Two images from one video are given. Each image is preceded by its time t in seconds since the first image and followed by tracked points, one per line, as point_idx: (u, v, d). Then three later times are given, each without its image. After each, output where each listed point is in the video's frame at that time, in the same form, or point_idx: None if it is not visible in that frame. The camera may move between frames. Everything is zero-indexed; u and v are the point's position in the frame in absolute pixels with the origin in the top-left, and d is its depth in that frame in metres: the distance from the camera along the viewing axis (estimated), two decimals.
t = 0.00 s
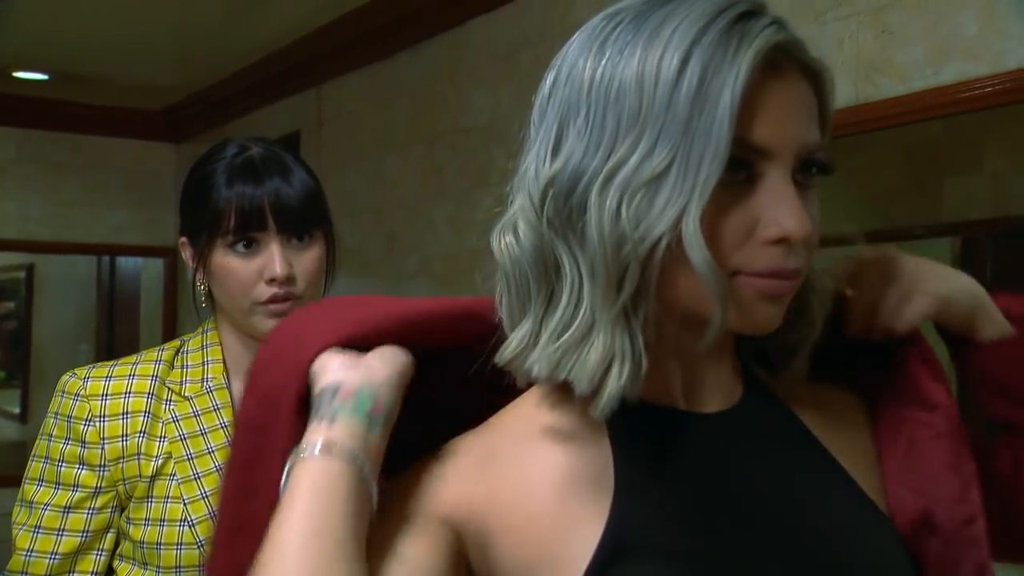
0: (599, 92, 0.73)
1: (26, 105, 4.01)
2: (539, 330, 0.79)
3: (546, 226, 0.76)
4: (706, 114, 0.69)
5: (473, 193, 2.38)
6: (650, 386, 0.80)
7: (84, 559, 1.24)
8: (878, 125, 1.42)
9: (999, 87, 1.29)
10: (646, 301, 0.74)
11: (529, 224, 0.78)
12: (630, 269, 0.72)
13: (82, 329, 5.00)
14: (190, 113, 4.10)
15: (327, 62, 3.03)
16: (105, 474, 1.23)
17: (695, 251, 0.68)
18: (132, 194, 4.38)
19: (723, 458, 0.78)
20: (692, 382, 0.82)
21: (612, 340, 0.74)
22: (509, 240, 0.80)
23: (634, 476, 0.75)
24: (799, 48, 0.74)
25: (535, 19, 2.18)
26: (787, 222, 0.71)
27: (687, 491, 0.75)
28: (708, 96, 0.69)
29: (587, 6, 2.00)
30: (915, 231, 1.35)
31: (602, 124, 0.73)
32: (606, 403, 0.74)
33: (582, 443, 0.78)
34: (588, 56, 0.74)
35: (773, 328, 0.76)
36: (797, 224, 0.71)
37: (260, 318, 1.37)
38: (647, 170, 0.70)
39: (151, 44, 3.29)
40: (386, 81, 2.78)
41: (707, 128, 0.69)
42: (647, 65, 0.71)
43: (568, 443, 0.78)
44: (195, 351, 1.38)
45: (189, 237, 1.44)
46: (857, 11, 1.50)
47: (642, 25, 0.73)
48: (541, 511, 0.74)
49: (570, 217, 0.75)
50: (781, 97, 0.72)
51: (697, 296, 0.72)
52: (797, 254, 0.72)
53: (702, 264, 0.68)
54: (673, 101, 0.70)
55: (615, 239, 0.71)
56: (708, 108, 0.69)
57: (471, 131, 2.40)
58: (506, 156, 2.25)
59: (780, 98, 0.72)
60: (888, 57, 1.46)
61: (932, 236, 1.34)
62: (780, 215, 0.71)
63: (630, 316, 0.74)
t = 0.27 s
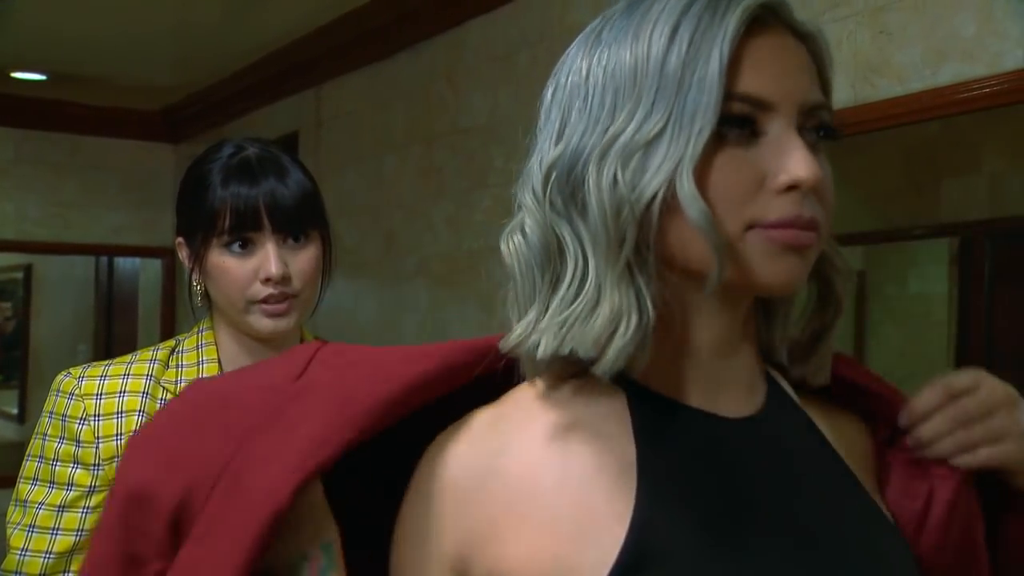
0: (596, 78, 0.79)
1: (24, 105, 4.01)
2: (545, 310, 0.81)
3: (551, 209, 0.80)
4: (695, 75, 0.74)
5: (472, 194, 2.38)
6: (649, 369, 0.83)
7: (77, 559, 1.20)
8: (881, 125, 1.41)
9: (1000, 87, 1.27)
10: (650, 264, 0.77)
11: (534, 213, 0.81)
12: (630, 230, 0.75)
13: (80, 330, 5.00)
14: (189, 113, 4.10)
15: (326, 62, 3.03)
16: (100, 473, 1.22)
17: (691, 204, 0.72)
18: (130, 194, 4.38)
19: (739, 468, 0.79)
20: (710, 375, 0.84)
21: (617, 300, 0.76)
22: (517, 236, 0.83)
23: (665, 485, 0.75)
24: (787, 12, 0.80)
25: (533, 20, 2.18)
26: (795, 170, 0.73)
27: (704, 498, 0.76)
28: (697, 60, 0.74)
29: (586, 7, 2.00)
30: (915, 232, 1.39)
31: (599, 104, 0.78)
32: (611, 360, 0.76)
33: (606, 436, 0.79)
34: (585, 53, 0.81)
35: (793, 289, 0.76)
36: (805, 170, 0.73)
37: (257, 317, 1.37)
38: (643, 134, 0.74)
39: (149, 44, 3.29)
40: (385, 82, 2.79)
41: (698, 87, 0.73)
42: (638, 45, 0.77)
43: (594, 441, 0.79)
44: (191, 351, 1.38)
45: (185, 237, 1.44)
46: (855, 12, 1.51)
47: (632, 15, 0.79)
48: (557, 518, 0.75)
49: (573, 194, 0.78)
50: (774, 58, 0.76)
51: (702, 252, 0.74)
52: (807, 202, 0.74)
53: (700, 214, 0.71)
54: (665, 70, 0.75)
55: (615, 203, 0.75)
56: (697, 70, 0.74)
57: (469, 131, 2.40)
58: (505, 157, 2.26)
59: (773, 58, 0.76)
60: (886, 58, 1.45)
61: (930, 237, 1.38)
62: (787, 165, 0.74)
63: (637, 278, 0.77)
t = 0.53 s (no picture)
0: (605, 81, 0.79)
1: (23, 105, 4.00)
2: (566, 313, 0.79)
3: (569, 212, 0.79)
4: (704, 64, 0.74)
5: (471, 194, 2.38)
6: (679, 363, 0.79)
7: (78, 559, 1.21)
8: (884, 125, 1.40)
9: (1001, 87, 1.27)
10: (675, 254, 0.76)
11: (552, 219, 0.80)
12: (651, 221, 0.74)
13: (79, 331, 5.00)
14: (187, 113, 4.10)
15: (325, 62, 3.03)
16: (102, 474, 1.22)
17: (710, 187, 0.71)
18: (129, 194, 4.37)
19: (761, 468, 0.77)
20: (737, 370, 0.81)
21: (644, 290, 0.74)
22: (531, 247, 0.82)
23: (690, 471, 0.73)
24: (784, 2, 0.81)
25: (531, 20, 2.18)
26: (813, 143, 0.72)
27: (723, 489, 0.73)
28: (705, 49, 0.74)
29: (584, 8, 2.01)
30: (914, 232, 1.38)
31: (610, 105, 0.78)
32: (642, 348, 0.74)
33: (628, 426, 0.75)
34: (590, 61, 0.82)
35: (823, 265, 0.74)
36: (823, 142, 0.73)
37: (257, 317, 1.36)
38: (657, 127, 0.74)
39: (148, 45, 3.28)
40: (384, 82, 2.79)
41: (708, 74, 0.73)
42: (644, 43, 0.77)
43: (618, 427, 0.75)
44: (191, 352, 1.39)
45: (185, 241, 1.44)
46: (854, 13, 1.51)
47: (637, 18, 0.80)
48: (576, 505, 0.71)
49: (592, 193, 0.77)
50: (778, 41, 0.77)
51: (724, 238, 0.73)
52: (828, 176, 0.73)
53: (717, 196, 0.71)
54: (674, 63, 0.75)
55: (635, 196, 0.74)
56: (706, 58, 0.74)
57: (468, 132, 2.40)
58: (503, 157, 2.26)
59: (777, 42, 0.77)
60: (885, 58, 1.46)
61: (930, 237, 1.38)
62: (804, 140, 0.73)
63: (661, 268, 0.75)
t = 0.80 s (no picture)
0: (616, 89, 0.75)
1: (22, 105, 4.00)
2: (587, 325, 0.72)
3: (588, 222, 0.73)
4: (714, 60, 0.70)
5: (470, 194, 2.38)
6: (714, 361, 0.73)
7: (81, 558, 1.24)
8: (883, 127, 1.41)
9: (1000, 87, 1.28)
10: (702, 253, 0.70)
11: (567, 231, 0.74)
12: (674, 222, 0.69)
13: (78, 331, 5.00)
14: (186, 114, 4.10)
15: (324, 63, 3.03)
16: (103, 473, 1.23)
17: (729, 180, 0.66)
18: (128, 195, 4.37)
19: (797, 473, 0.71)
20: (772, 370, 0.74)
21: (673, 289, 0.68)
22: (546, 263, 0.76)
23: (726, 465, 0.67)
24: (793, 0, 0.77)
25: (530, 21, 2.18)
26: (838, 124, 0.67)
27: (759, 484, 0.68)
28: (716, 45, 0.70)
29: (584, 8, 2.01)
30: (914, 231, 1.36)
31: (624, 112, 0.74)
32: (673, 348, 0.68)
33: (669, 420, 0.68)
34: (598, 73, 0.78)
35: (860, 248, 0.68)
36: (847, 122, 0.68)
37: (258, 316, 1.35)
38: (673, 128, 0.70)
39: (148, 45, 3.28)
40: (382, 82, 2.79)
41: (722, 68, 0.69)
42: (653, 47, 0.73)
43: (665, 418, 0.68)
44: (194, 352, 1.38)
45: (187, 241, 1.44)
46: (853, 13, 1.51)
47: (643, 26, 0.76)
48: (611, 498, 0.64)
49: (611, 199, 0.72)
50: (788, 29, 0.73)
51: (749, 229, 0.68)
52: (856, 157, 0.68)
53: (737, 186, 0.66)
54: (685, 63, 0.71)
55: (657, 197, 0.69)
56: (717, 53, 0.70)
57: (467, 132, 2.40)
58: (502, 158, 2.26)
59: (787, 32, 0.73)
60: (884, 58, 1.46)
61: (930, 237, 1.36)
62: (827, 122, 0.68)
63: (688, 270, 0.70)
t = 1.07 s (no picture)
0: (606, 93, 0.74)
1: (19, 105, 4.00)
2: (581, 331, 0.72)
3: (581, 228, 0.73)
4: (706, 65, 0.70)
5: (467, 194, 2.38)
6: (707, 365, 0.73)
7: (81, 559, 1.24)
8: (877, 127, 1.40)
9: (996, 88, 1.28)
10: (694, 259, 0.71)
11: (560, 237, 0.74)
12: (668, 229, 0.69)
13: (75, 331, 4.99)
14: (183, 114, 4.10)
15: (322, 63, 3.03)
16: (104, 474, 1.23)
17: (723, 187, 0.67)
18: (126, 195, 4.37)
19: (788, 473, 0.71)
20: (768, 373, 0.74)
21: (667, 296, 0.68)
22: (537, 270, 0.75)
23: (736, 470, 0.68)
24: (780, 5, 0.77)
25: (528, 21, 2.18)
26: (830, 131, 0.68)
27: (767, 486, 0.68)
28: (708, 51, 0.70)
29: (581, 9, 2.01)
30: (910, 232, 1.37)
31: (615, 118, 0.73)
32: (667, 355, 0.68)
33: (672, 427, 0.68)
34: (588, 77, 0.77)
35: (851, 254, 0.69)
36: (840, 129, 0.68)
37: (257, 317, 1.35)
38: (665, 135, 0.70)
39: (145, 45, 3.28)
40: (380, 82, 2.79)
41: (714, 74, 0.69)
42: (644, 51, 0.73)
43: (668, 425, 0.68)
44: (193, 352, 1.38)
45: (186, 240, 1.44)
46: (851, 14, 1.52)
47: (634, 29, 0.76)
48: (616, 505, 0.64)
49: (604, 204, 0.72)
50: (778, 33, 0.73)
51: (741, 236, 0.68)
52: (848, 163, 0.69)
53: (730, 194, 0.66)
54: (677, 69, 0.71)
55: (650, 203, 0.69)
56: (709, 59, 0.70)
57: (465, 132, 2.40)
58: (500, 158, 2.26)
59: (778, 36, 0.73)
60: (881, 59, 1.46)
61: (927, 237, 1.38)
62: (819, 128, 0.68)
63: (681, 276, 0.70)
